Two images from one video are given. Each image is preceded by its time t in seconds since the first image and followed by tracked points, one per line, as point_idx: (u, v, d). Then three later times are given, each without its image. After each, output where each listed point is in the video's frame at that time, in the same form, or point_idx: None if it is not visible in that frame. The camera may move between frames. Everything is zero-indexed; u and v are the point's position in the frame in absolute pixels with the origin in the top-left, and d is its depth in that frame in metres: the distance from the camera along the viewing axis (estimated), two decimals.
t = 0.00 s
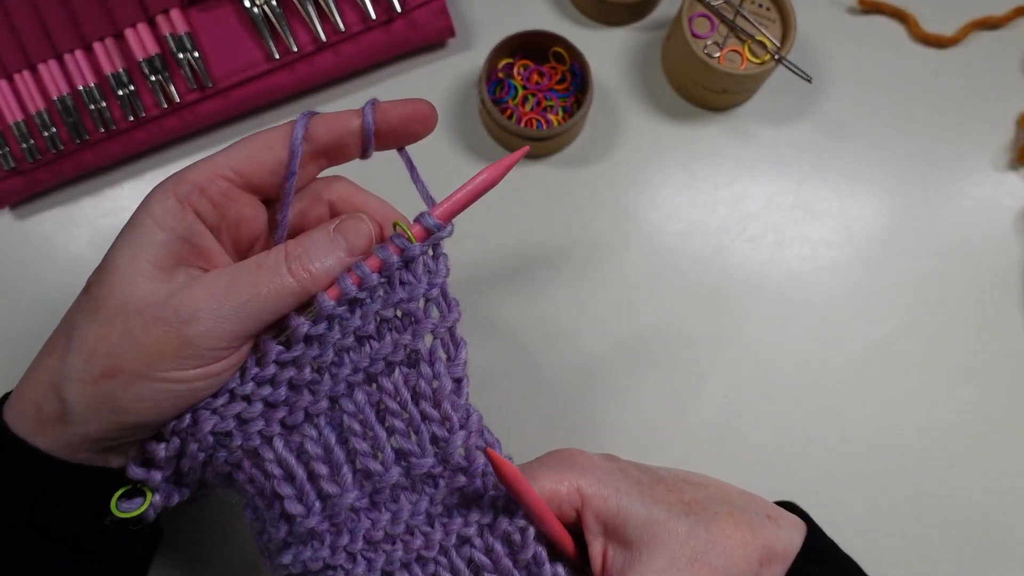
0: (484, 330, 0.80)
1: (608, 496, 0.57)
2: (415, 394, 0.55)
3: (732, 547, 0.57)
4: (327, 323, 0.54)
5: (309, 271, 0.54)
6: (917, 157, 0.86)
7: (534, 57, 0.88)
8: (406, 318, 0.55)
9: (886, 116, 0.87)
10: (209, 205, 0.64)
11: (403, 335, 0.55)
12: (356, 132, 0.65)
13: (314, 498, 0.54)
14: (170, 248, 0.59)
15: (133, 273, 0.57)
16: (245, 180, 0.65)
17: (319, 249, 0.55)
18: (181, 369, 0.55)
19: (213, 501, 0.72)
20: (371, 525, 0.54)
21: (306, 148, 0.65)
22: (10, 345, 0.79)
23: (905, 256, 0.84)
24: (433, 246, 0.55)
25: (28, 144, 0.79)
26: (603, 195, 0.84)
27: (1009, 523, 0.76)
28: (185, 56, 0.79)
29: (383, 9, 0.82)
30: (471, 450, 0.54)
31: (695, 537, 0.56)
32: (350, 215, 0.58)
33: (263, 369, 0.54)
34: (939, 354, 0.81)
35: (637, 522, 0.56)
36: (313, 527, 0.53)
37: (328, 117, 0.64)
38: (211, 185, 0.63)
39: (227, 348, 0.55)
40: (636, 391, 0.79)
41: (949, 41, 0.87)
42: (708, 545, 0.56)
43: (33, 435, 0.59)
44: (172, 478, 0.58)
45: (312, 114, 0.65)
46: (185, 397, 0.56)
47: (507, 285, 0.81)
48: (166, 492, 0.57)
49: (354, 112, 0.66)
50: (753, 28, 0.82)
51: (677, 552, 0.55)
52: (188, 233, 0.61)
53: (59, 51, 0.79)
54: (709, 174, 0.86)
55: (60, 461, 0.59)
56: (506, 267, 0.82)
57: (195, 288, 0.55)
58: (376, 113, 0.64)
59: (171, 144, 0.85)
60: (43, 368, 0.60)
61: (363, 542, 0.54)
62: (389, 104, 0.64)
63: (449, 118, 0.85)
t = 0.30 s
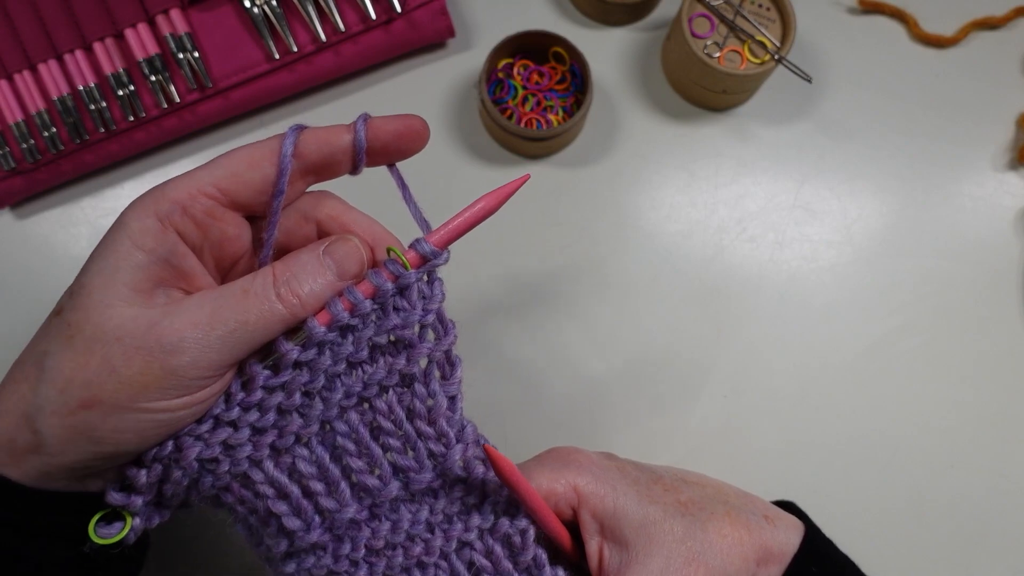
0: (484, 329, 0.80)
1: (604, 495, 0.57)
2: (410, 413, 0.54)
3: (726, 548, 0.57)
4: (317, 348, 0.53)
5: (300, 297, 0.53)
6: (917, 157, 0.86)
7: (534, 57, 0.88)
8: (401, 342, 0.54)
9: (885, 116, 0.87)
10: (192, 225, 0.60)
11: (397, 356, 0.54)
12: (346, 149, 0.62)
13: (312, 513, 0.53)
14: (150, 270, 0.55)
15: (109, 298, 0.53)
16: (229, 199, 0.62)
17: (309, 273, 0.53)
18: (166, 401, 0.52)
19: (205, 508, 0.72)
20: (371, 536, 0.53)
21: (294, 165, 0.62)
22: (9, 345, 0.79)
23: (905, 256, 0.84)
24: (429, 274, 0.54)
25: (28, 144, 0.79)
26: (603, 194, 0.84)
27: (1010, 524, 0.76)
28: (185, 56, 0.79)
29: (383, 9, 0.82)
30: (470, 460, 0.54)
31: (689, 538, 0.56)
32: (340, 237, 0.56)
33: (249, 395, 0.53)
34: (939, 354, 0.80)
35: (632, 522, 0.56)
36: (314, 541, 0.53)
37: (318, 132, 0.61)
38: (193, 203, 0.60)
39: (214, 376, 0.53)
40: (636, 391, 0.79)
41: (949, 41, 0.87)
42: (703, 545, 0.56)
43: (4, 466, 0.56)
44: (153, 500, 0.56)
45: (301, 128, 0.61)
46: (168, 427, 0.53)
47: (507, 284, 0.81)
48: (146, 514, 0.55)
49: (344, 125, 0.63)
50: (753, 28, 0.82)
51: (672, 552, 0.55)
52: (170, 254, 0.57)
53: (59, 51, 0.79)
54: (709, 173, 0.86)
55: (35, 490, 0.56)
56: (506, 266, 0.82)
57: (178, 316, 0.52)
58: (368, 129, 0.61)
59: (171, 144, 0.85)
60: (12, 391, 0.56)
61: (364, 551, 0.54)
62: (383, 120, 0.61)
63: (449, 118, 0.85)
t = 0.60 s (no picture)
0: (484, 330, 0.80)
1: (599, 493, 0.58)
2: (408, 416, 0.54)
3: (725, 548, 0.57)
4: (313, 352, 0.53)
5: (291, 298, 0.52)
6: (917, 157, 0.86)
7: (534, 57, 0.88)
8: (398, 345, 0.54)
9: (886, 117, 0.87)
10: (182, 226, 0.60)
11: (394, 360, 0.54)
12: (338, 146, 0.62)
13: (311, 515, 0.53)
14: (139, 273, 0.55)
15: (99, 302, 0.53)
16: (219, 200, 0.62)
17: (301, 273, 0.53)
18: (157, 407, 0.52)
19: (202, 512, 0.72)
20: (370, 536, 0.54)
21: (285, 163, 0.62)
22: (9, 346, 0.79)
23: (905, 256, 0.84)
24: (423, 275, 0.53)
25: (28, 144, 0.79)
26: (603, 194, 0.84)
27: (1010, 523, 0.76)
28: (185, 56, 0.79)
29: (383, 8, 0.82)
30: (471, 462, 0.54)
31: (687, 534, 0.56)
32: (334, 238, 0.56)
33: (244, 400, 0.52)
34: (939, 354, 0.80)
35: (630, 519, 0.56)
36: (314, 542, 0.54)
37: (309, 131, 0.61)
38: (182, 204, 0.59)
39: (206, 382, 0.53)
40: (636, 391, 0.79)
41: (949, 41, 0.87)
42: (701, 544, 0.56)
43: None
44: (149, 510, 0.56)
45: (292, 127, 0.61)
46: (160, 434, 0.53)
47: (506, 284, 0.81)
48: (143, 523, 0.56)
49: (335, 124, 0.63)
50: (753, 28, 0.82)
51: (670, 549, 0.55)
52: (160, 256, 0.56)
53: (59, 51, 0.79)
54: (709, 173, 0.86)
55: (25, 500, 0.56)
56: (505, 267, 0.82)
57: (169, 320, 0.52)
58: (361, 127, 0.61)
59: (171, 144, 0.85)
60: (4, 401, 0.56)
61: (364, 551, 0.54)
62: (375, 118, 0.61)
63: (449, 118, 0.85)
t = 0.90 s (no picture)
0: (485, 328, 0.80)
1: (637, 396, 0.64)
2: (398, 406, 0.55)
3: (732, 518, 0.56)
4: (298, 373, 0.50)
5: (259, 328, 0.48)
6: (917, 156, 0.86)
7: (534, 57, 0.88)
8: (390, 355, 0.52)
9: (886, 116, 0.87)
10: (148, 250, 0.58)
11: (389, 370, 0.52)
12: (311, 151, 0.62)
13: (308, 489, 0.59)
14: (98, 310, 0.51)
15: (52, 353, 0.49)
16: (187, 217, 0.60)
17: (270, 302, 0.48)
18: (128, 464, 0.48)
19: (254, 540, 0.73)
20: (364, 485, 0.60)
21: (256, 172, 0.61)
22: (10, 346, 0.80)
23: (904, 256, 0.84)
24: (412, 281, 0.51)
25: (29, 145, 0.79)
26: (603, 194, 0.84)
27: (1010, 524, 0.76)
28: (185, 56, 0.79)
29: (383, 9, 0.82)
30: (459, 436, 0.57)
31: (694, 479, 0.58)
32: (303, 253, 0.49)
33: (228, 433, 0.50)
34: (939, 354, 0.80)
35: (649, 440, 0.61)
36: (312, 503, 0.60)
37: (278, 135, 0.61)
38: (146, 227, 0.58)
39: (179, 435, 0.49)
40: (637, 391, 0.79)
41: (949, 41, 0.87)
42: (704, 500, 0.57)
43: None
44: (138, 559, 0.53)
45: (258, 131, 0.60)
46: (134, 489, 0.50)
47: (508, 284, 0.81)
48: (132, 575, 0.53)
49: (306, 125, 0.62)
50: (753, 28, 0.82)
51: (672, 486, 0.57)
52: (121, 288, 0.54)
53: (59, 51, 0.79)
54: (708, 173, 0.86)
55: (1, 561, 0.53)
56: (506, 266, 0.82)
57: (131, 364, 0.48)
58: (334, 125, 0.60)
59: (171, 144, 0.85)
60: None
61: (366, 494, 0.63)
62: (349, 116, 0.61)
63: (449, 118, 0.85)
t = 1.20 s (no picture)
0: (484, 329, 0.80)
1: (760, 427, 0.46)
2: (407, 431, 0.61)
3: None
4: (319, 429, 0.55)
5: (316, 425, 0.49)
6: (917, 156, 0.87)
7: (534, 58, 0.88)
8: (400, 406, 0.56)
9: (886, 117, 0.88)
10: (154, 297, 0.56)
11: (399, 423, 0.56)
12: (316, 172, 0.60)
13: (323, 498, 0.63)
14: (112, 368, 0.51)
15: (82, 427, 0.49)
16: (196, 258, 0.58)
17: (333, 397, 0.50)
18: (171, 520, 0.50)
19: None
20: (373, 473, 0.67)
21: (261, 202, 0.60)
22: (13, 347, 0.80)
23: (904, 255, 0.84)
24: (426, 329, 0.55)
25: (30, 145, 0.79)
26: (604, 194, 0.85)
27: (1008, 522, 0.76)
28: (185, 57, 0.80)
29: (384, 9, 0.82)
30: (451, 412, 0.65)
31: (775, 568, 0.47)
32: (360, 347, 0.51)
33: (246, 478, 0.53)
34: (938, 354, 0.81)
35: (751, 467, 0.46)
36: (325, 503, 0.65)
37: (280, 161, 0.59)
38: (151, 273, 0.55)
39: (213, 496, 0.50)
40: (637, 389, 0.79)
41: (948, 41, 0.88)
42: None
43: None
44: None
45: (259, 159, 0.59)
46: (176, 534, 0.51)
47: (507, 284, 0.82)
48: None
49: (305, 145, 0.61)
50: (753, 28, 0.83)
51: (706, 545, 0.49)
52: (132, 344, 0.52)
53: (60, 51, 0.79)
54: (708, 173, 0.86)
55: None
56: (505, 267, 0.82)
57: (168, 437, 0.48)
58: (340, 147, 0.60)
59: (172, 145, 0.85)
60: None
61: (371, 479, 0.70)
62: (356, 139, 0.60)
63: (449, 118, 0.86)
